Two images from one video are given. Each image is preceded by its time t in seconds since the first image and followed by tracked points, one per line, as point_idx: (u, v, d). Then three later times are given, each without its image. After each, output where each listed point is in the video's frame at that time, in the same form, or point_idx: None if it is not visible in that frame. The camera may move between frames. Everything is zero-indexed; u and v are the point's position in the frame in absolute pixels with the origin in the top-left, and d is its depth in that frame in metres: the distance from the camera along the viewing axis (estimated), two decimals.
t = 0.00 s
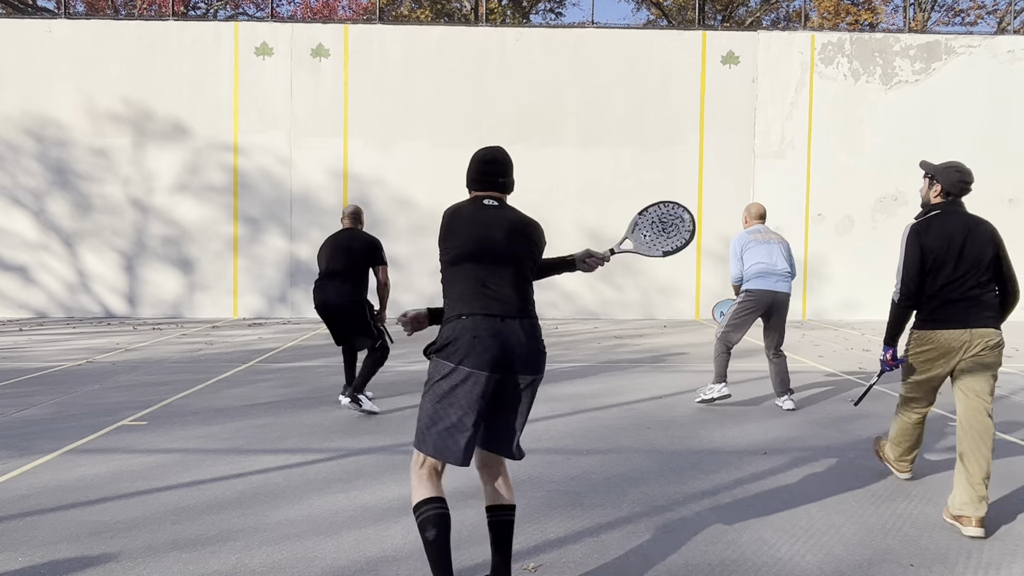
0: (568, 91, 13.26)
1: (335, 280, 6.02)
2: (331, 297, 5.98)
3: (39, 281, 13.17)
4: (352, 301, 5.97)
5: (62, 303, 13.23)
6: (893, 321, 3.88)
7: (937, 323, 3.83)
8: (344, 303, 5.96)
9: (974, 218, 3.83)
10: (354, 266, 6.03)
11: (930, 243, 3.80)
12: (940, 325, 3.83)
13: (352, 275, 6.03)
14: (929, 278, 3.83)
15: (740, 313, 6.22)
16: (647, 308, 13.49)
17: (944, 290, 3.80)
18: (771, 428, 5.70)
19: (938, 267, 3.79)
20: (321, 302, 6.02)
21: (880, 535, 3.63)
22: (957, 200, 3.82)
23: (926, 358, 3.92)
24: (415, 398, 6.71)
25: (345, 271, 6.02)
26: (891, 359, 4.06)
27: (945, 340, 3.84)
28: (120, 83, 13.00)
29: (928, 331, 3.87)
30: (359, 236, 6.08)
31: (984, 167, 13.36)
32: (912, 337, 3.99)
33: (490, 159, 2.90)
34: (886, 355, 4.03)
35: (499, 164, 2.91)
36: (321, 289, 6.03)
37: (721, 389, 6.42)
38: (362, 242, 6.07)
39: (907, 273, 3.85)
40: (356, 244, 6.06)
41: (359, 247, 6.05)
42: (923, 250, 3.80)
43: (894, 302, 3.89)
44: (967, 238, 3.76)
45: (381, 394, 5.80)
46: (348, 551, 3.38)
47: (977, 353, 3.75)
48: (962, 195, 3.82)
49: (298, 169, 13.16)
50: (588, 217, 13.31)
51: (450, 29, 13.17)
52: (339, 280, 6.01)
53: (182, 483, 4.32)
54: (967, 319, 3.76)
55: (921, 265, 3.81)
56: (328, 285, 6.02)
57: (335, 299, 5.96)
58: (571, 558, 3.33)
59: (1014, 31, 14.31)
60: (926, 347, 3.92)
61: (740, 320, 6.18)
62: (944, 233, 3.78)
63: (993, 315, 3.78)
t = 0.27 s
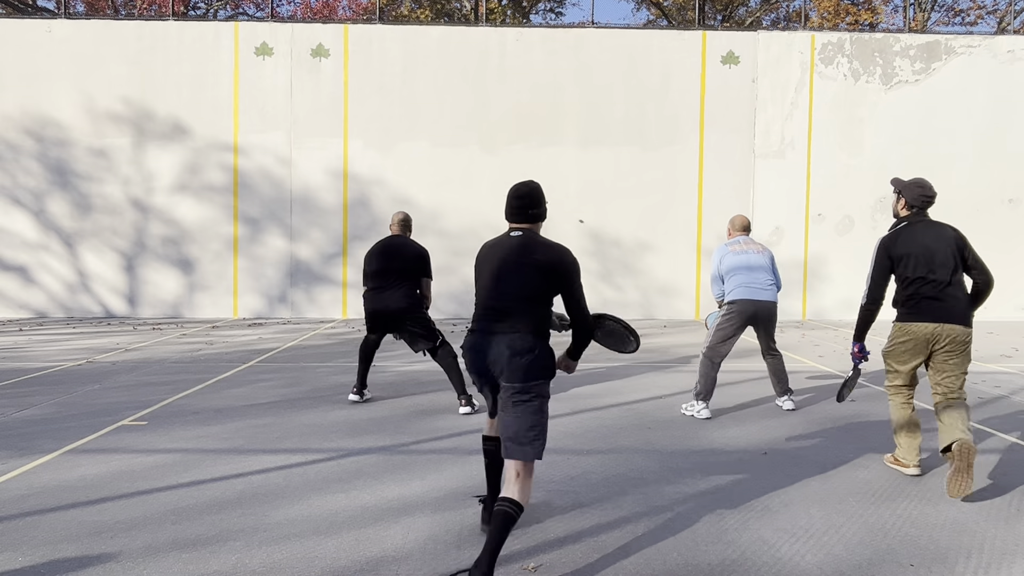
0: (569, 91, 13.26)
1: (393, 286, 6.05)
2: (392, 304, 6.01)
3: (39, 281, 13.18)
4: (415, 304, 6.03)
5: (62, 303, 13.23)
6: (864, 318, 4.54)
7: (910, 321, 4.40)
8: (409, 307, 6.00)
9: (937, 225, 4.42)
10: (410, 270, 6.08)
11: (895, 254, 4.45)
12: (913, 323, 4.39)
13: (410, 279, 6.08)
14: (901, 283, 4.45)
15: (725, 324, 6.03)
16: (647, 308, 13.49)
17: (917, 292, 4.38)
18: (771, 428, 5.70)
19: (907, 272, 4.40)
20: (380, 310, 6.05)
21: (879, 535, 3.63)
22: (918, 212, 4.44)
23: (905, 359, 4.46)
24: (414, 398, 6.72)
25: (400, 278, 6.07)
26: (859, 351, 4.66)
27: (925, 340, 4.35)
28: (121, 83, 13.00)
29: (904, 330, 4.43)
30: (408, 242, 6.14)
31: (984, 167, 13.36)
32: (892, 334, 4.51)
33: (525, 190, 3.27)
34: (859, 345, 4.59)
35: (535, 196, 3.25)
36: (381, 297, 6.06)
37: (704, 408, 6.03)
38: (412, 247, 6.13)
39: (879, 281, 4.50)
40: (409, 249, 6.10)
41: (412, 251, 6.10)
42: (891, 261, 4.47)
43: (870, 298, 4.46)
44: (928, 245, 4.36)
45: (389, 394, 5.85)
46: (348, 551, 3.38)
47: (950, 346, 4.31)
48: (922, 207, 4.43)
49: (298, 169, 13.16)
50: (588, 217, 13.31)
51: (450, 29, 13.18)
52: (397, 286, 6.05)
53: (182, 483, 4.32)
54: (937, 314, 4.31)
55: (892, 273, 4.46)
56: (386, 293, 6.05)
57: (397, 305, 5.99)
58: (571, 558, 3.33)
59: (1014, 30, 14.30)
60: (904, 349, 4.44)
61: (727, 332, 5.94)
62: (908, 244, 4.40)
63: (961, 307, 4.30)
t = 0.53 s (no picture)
0: (569, 91, 13.26)
1: (421, 275, 6.09)
2: (417, 292, 6.06)
3: (39, 281, 13.18)
4: (438, 295, 6.10)
5: (62, 303, 13.23)
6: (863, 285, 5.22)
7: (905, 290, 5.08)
8: (432, 298, 6.07)
9: (931, 205, 5.08)
10: (441, 263, 6.12)
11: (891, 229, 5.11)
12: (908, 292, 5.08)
13: (440, 272, 6.12)
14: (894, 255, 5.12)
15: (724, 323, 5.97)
16: (647, 308, 13.50)
17: (910, 265, 5.04)
18: (771, 428, 5.70)
19: (903, 246, 5.06)
20: (404, 296, 6.09)
21: (879, 535, 3.63)
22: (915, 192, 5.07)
23: (901, 327, 5.07)
24: (414, 398, 6.72)
25: (432, 267, 6.10)
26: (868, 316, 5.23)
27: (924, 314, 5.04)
28: (120, 83, 13.01)
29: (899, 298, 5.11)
30: (446, 236, 6.16)
31: (984, 167, 13.36)
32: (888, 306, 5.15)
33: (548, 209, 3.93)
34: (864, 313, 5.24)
35: (557, 210, 3.91)
36: (405, 285, 6.09)
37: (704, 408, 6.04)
38: (449, 241, 6.15)
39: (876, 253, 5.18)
40: (443, 241, 6.14)
41: (447, 244, 6.14)
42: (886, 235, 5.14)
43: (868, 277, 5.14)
44: (923, 222, 5.01)
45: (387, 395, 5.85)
46: (348, 551, 3.38)
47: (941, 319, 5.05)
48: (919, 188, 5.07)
49: (298, 169, 13.16)
50: (588, 217, 13.31)
51: (450, 29, 13.18)
52: (424, 274, 6.09)
53: (182, 483, 4.32)
54: (927, 286, 5.01)
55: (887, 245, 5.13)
56: (412, 281, 6.08)
57: (421, 294, 6.05)
58: (571, 558, 3.33)
59: (1014, 30, 14.28)
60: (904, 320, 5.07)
61: (726, 331, 5.90)
62: (904, 221, 5.07)
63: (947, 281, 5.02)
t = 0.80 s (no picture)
0: (569, 91, 13.26)
1: (421, 273, 6.10)
2: (417, 290, 6.08)
3: (39, 281, 13.18)
4: (439, 292, 6.12)
5: (62, 303, 13.23)
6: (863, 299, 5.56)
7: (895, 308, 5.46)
8: (433, 296, 6.09)
9: (930, 228, 5.40)
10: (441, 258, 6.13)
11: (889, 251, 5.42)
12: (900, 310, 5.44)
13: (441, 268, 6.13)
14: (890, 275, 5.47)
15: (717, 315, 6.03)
16: (647, 308, 13.51)
17: (906, 285, 5.40)
18: (770, 428, 5.70)
19: (899, 267, 5.40)
20: (405, 294, 6.11)
21: (879, 535, 3.63)
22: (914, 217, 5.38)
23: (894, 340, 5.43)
24: (415, 398, 6.72)
25: (432, 263, 6.12)
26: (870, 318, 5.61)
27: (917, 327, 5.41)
28: (121, 83, 13.01)
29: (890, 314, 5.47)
30: (447, 230, 6.17)
31: (984, 167, 13.36)
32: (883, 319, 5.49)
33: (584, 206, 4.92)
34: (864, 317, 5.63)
35: (587, 207, 4.90)
36: (407, 282, 6.11)
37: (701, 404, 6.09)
38: (449, 236, 6.17)
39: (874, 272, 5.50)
40: (442, 236, 6.15)
41: (447, 239, 6.15)
42: (884, 255, 5.45)
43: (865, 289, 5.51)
44: (919, 246, 5.34)
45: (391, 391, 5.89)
46: (348, 551, 3.38)
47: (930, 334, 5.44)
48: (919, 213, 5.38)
49: (298, 169, 13.16)
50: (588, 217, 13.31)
51: (450, 29, 13.19)
52: (424, 271, 6.10)
53: (182, 483, 4.32)
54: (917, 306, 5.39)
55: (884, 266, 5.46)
56: (412, 278, 6.10)
57: (422, 291, 6.07)
58: (571, 558, 3.33)
59: (1014, 30, 14.26)
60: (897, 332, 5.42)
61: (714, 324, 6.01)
62: (903, 244, 5.38)
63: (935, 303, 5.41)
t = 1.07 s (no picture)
0: (569, 91, 13.26)
1: (424, 274, 6.10)
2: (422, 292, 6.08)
3: (39, 281, 13.18)
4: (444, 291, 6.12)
5: (62, 303, 13.23)
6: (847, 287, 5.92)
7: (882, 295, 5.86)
8: (439, 296, 6.09)
9: (909, 223, 5.84)
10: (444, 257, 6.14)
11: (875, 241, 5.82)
12: (886, 295, 5.84)
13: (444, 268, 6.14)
14: (876, 263, 5.87)
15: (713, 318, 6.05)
16: (647, 308, 13.51)
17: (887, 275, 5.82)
18: (770, 428, 5.70)
19: (885, 255, 5.77)
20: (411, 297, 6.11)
21: (879, 535, 3.63)
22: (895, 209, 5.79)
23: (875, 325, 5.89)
24: (415, 398, 6.72)
25: (434, 263, 6.11)
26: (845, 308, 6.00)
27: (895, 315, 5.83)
28: (121, 83, 13.01)
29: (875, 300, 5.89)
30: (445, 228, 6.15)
31: (984, 167, 13.36)
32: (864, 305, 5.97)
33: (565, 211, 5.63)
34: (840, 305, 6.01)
35: (570, 211, 5.61)
36: (412, 285, 6.11)
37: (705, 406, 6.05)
38: (448, 233, 6.17)
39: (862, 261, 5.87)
40: (442, 235, 6.15)
41: (447, 238, 6.16)
42: (870, 246, 5.83)
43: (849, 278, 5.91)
44: (901, 235, 5.76)
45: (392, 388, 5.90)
46: (348, 551, 3.38)
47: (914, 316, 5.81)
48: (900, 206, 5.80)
49: (298, 169, 13.16)
50: (588, 217, 13.31)
51: (450, 29, 13.19)
52: (428, 272, 6.10)
53: (182, 483, 4.32)
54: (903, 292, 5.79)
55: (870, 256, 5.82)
56: (416, 280, 6.11)
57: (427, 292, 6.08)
58: (571, 558, 3.33)
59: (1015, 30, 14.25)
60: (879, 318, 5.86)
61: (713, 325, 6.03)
62: (887, 234, 5.78)
63: (919, 288, 5.80)
